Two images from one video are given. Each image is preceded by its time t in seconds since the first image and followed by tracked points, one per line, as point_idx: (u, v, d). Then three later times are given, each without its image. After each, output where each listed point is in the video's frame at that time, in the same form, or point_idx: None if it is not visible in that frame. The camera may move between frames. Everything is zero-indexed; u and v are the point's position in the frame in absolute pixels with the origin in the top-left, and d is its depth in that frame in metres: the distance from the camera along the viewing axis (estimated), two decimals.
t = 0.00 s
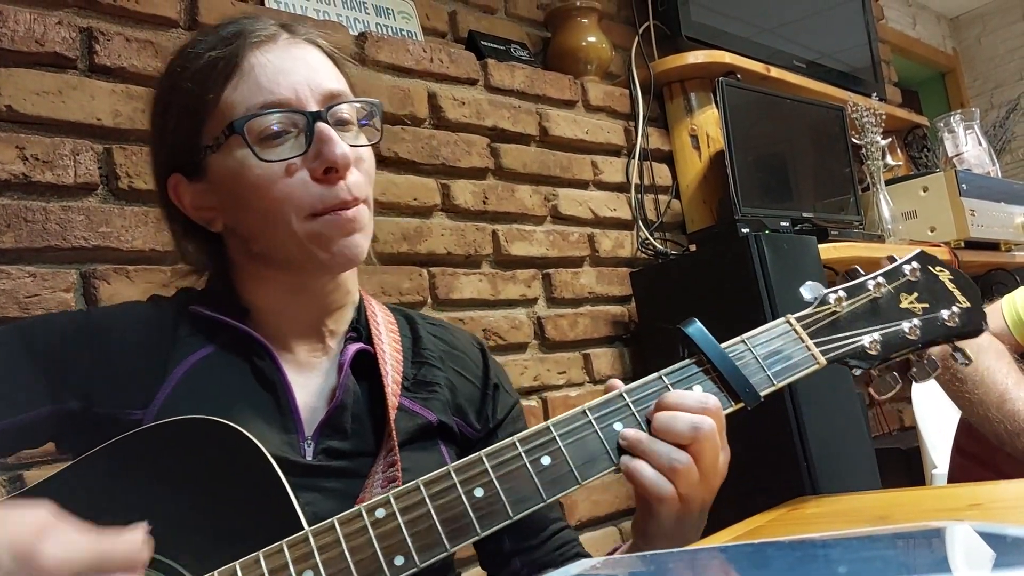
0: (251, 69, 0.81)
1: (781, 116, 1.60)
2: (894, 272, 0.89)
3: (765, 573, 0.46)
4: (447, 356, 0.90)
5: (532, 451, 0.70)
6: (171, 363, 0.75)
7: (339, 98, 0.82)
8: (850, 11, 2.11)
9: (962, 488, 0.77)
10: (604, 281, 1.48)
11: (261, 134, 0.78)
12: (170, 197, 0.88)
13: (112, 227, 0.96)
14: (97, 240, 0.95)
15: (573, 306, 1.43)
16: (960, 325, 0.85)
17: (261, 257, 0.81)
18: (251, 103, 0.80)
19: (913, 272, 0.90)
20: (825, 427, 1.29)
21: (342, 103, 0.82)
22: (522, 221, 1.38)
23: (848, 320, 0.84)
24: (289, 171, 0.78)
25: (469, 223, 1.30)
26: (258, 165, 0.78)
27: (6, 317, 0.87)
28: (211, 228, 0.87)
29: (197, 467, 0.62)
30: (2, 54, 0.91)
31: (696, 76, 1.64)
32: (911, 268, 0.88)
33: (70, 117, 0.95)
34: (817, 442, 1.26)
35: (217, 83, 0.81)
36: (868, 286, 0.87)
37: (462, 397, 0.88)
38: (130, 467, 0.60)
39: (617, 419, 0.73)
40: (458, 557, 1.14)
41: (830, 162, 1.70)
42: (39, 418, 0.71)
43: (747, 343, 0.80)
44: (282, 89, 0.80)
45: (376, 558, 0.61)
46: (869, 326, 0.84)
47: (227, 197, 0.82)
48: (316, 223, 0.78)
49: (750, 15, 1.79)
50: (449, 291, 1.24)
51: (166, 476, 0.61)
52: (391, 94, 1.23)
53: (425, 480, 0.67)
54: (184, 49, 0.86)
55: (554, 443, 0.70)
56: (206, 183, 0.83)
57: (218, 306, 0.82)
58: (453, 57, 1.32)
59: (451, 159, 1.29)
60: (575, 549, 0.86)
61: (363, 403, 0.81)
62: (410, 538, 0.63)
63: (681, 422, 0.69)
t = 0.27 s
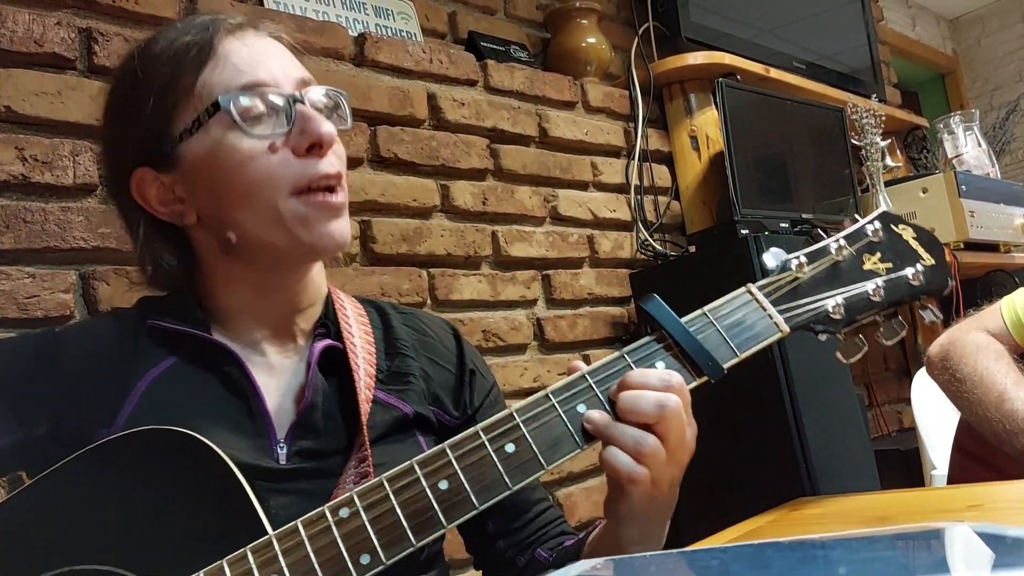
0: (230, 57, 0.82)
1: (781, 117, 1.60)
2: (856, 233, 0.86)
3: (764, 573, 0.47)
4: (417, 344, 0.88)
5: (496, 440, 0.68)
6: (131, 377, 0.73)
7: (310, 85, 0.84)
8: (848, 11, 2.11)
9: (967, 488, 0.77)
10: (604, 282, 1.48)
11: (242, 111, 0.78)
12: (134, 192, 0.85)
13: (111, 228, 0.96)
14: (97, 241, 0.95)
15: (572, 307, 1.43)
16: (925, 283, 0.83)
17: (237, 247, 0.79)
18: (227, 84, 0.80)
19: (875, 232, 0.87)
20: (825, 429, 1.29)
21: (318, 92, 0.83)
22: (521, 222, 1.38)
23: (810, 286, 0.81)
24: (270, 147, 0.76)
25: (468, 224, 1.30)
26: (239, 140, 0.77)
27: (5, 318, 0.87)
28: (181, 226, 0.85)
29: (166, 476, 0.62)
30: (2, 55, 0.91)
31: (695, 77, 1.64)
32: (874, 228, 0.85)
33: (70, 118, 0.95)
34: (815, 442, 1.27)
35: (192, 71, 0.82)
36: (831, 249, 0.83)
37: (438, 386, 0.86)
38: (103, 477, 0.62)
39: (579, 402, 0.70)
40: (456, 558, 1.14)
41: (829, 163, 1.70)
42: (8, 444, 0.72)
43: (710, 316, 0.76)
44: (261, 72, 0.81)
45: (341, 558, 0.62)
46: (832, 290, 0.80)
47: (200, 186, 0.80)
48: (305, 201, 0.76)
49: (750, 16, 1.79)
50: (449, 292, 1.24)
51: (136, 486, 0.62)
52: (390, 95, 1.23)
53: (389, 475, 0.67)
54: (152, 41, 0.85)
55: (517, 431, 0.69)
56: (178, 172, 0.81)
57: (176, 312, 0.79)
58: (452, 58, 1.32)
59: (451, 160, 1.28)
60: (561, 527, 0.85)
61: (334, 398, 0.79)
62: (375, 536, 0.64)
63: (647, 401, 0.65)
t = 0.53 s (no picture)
0: (237, 48, 0.84)
1: (782, 119, 1.60)
2: (841, 220, 0.84)
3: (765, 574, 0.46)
4: (402, 341, 0.88)
5: (481, 440, 0.68)
6: (111, 382, 0.73)
7: (308, 85, 0.87)
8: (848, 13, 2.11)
9: (967, 490, 0.77)
10: (604, 283, 1.48)
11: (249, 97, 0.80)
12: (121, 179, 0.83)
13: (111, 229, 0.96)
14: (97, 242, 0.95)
15: (572, 309, 1.43)
16: (912, 270, 0.80)
17: (231, 233, 0.79)
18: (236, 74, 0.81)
19: (860, 218, 0.84)
20: (825, 430, 1.29)
21: (311, 92, 0.87)
22: (522, 224, 1.38)
23: (795, 276, 0.80)
24: (279, 134, 0.78)
25: (468, 225, 1.30)
26: (249, 123, 0.78)
27: (5, 319, 0.87)
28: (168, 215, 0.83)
29: (154, 480, 0.62)
30: (2, 56, 0.91)
31: (696, 79, 1.64)
32: (858, 215, 0.82)
33: (70, 119, 0.95)
34: (816, 443, 1.27)
35: (198, 58, 0.82)
36: (815, 238, 0.82)
37: (422, 383, 0.87)
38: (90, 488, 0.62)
39: (566, 399, 0.70)
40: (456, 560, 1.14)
41: (829, 165, 1.70)
42: None
43: (696, 309, 0.76)
44: (265, 64, 0.83)
45: (327, 564, 0.62)
46: (818, 280, 0.80)
47: (198, 170, 0.79)
48: (310, 184, 0.78)
49: (750, 17, 1.79)
50: (449, 293, 1.24)
51: (124, 496, 0.62)
52: (390, 97, 1.23)
53: (373, 478, 0.66)
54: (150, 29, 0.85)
55: (502, 430, 0.68)
56: (175, 155, 0.80)
57: (153, 314, 0.78)
58: (452, 59, 1.32)
59: (451, 161, 1.28)
60: (549, 525, 0.85)
61: (318, 398, 0.79)
62: (361, 541, 0.63)
63: (630, 396, 0.66)
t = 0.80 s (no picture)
0: (254, 52, 0.85)
1: (782, 120, 1.60)
2: (843, 221, 0.84)
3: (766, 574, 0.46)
4: (406, 341, 0.88)
5: (485, 439, 0.68)
6: (114, 385, 0.72)
7: (322, 91, 0.89)
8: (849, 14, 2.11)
9: (966, 491, 0.77)
10: (604, 284, 1.48)
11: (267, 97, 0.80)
12: (134, 175, 0.83)
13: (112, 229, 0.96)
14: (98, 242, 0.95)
15: (573, 309, 1.43)
16: (914, 270, 0.80)
17: (241, 232, 0.79)
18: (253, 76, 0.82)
19: (863, 218, 0.84)
20: (826, 430, 1.29)
21: (324, 97, 0.88)
22: (523, 224, 1.38)
23: (797, 276, 0.80)
24: (293, 135, 0.79)
25: (469, 226, 1.30)
26: (264, 124, 0.79)
27: (7, 320, 0.87)
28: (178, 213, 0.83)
29: (161, 479, 0.63)
30: (3, 57, 0.91)
31: (696, 80, 1.64)
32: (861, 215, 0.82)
33: (71, 120, 0.95)
34: (816, 443, 1.27)
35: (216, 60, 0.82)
36: (818, 238, 0.82)
37: (427, 383, 0.87)
38: (97, 490, 0.62)
39: (569, 399, 0.70)
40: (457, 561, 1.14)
41: (829, 166, 1.70)
42: None
43: (699, 310, 0.76)
44: (281, 68, 0.85)
45: (330, 563, 0.62)
46: (820, 280, 0.80)
47: (210, 169, 0.80)
48: (323, 187, 0.78)
49: (750, 19, 1.79)
50: (450, 294, 1.24)
51: (130, 495, 0.62)
52: (391, 98, 1.23)
53: (376, 478, 0.66)
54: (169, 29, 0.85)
55: (505, 429, 0.68)
56: (190, 154, 0.81)
57: (154, 315, 0.78)
58: (453, 60, 1.33)
59: (452, 162, 1.28)
60: (552, 524, 0.85)
61: (321, 398, 0.79)
62: (364, 540, 0.63)
63: (635, 396, 0.66)
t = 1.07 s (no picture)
0: (293, 63, 0.84)
1: (782, 122, 1.60)
2: (860, 246, 0.87)
3: None
4: (421, 352, 0.89)
5: (503, 446, 0.68)
6: (138, 382, 0.73)
7: (359, 107, 0.89)
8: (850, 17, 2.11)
9: (965, 493, 0.77)
10: (604, 286, 1.48)
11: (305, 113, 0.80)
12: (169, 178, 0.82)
13: (113, 232, 0.96)
14: (98, 245, 0.95)
15: (573, 311, 1.43)
16: (927, 298, 0.84)
17: (273, 241, 0.78)
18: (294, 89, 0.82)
19: (879, 245, 0.87)
20: (827, 433, 1.29)
21: (361, 112, 0.88)
22: (523, 226, 1.38)
23: (814, 299, 0.82)
24: (331, 151, 0.79)
25: (470, 228, 1.30)
26: (303, 137, 0.79)
27: (7, 323, 0.87)
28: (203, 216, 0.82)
29: (180, 475, 0.60)
30: (3, 60, 0.91)
31: (696, 82, 1.64)
32: (878, 242, 0.86)
33: (71, 123, 0.95)
34: (817, 446, 1.26)
35: (258, 70, 0.82)
36: (834, 262, 0.85)
37: (439, 392, 0.87)
38: (105, 480, 0.58)
39: (586, 410, 0.71)
40: (457, 563, 1.14)
41: (829, 168, 1.70)
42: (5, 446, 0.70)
43: (714, 328, 0.77)
44: (320, 83, 0.85)
45: (350, 563, 0.60)
46: (837, 303, 0.82)
47: (246, 177, 0.79)
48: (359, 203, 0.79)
49: (750, 21, 1.79)
50: (450, 296, 1.24)
51: (145, 487, 0.59)
52: (392, 100, 1.23)
53: (396, 481, 0.65)
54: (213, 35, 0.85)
55: (525, 438, 0.69)
56: (225, 160, 0.80)
57: (178, 314, 0.77)
58: (454, 62, 1.33)
59: (452, 164, 1.28)
60: (565, 533, 0.85)
61: (340, 405, 0.79)
62: (383, 541, 0.62)
63: (653, 412, 0.66)
